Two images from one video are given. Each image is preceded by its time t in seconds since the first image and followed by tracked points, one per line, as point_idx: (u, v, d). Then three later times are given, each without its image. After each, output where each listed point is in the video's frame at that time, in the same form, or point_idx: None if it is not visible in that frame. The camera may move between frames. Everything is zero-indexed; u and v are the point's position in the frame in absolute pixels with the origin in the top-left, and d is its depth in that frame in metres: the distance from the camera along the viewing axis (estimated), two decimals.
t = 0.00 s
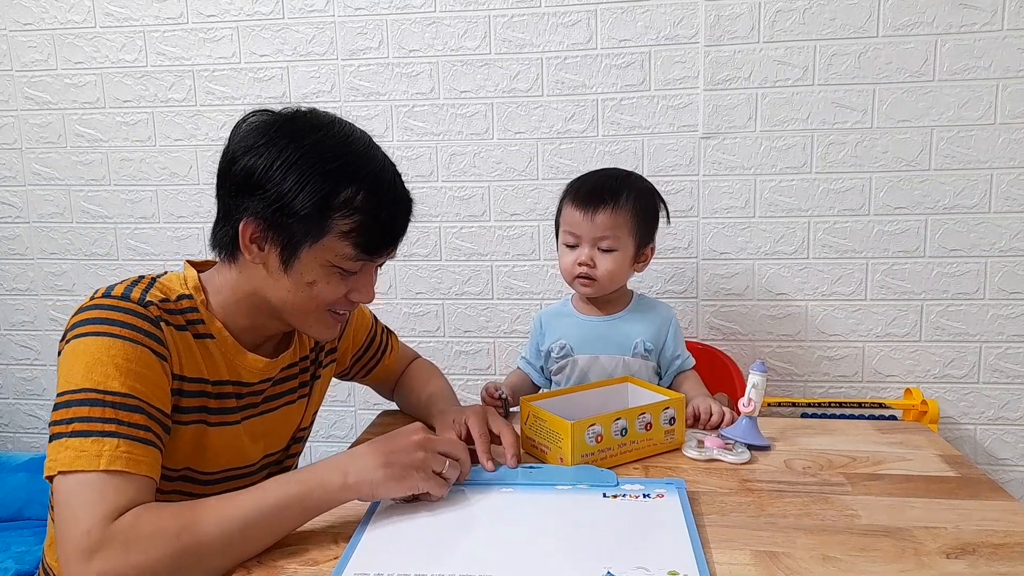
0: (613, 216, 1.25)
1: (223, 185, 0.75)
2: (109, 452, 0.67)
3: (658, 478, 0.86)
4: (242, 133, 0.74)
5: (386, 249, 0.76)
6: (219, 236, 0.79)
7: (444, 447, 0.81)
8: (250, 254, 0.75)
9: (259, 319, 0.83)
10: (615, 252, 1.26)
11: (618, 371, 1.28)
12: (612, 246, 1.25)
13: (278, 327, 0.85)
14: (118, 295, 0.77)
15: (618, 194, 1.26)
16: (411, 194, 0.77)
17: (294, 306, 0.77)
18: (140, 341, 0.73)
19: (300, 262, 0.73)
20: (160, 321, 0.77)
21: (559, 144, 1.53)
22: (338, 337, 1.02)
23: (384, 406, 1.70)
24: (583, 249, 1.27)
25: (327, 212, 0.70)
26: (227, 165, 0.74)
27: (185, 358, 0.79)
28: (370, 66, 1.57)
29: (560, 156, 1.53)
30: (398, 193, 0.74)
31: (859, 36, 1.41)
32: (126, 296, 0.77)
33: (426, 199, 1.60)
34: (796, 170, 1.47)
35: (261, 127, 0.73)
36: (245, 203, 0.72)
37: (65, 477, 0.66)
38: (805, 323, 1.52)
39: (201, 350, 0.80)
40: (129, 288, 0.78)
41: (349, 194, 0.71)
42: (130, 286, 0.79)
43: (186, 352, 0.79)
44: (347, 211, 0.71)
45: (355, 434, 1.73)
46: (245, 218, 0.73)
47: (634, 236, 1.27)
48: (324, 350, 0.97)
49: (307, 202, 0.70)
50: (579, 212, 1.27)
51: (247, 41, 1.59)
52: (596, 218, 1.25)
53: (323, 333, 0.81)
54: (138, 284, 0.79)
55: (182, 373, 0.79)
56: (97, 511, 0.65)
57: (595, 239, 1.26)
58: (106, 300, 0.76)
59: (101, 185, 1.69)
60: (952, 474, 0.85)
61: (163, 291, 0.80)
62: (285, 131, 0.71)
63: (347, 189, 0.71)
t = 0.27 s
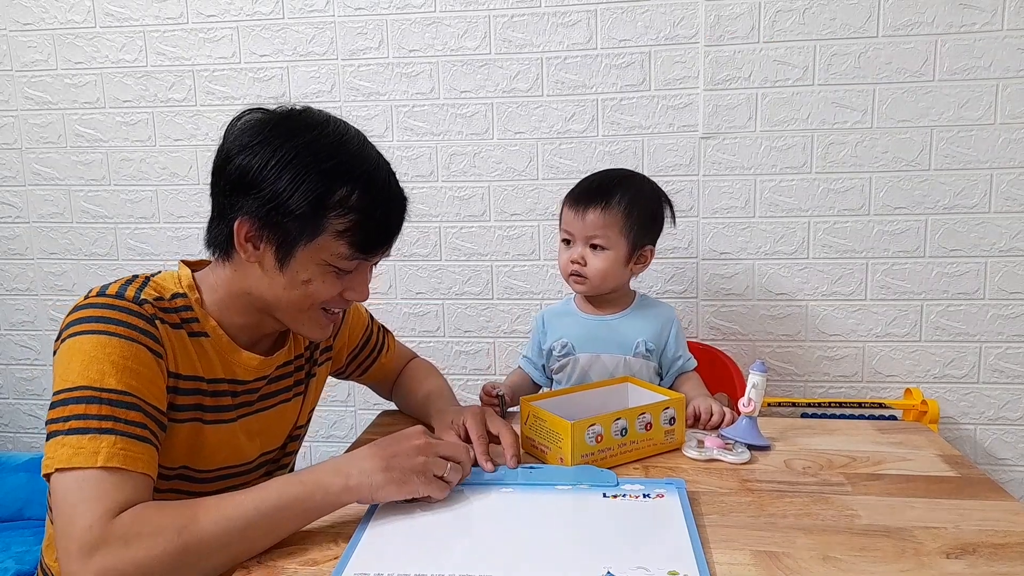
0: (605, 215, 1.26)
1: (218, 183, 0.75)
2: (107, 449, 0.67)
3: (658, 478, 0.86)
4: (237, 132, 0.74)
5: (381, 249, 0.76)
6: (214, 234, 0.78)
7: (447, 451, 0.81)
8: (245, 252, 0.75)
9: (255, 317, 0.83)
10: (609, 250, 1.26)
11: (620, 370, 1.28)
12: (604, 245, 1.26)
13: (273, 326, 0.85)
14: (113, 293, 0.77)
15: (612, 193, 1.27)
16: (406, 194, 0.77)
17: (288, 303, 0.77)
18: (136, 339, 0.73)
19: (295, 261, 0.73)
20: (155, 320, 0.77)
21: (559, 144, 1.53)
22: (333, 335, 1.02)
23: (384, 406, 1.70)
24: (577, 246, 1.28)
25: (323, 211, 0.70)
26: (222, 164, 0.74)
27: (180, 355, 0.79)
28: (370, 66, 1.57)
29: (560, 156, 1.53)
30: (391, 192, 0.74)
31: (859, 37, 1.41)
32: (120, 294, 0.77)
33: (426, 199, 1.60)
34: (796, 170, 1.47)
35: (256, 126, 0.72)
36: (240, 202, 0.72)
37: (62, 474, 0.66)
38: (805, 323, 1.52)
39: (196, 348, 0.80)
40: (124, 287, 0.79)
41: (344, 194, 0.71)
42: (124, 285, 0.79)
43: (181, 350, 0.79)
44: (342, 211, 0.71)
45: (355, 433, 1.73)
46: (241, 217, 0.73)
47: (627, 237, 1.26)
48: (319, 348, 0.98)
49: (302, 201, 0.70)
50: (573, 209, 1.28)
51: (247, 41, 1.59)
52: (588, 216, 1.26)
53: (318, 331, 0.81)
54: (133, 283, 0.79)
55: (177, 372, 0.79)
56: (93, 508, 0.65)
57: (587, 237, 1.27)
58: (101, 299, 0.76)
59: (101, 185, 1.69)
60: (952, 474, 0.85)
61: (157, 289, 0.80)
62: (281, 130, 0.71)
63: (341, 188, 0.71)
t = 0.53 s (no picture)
0: (604, 218, 1.26)
1: (221, 209, 0.72)
2: (96, 461, 0.67)
3: (658, 478, 0.86)
4: (226, 154, 0.71)
5: (386, 230, 0.80)
6: (215, 256, 0.77)
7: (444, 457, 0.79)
8: (272, 270, 0.75)
9: (257, 317, 0.84)
10: (609, 253, 1.26)
11: (622, 369, 1.28)
12: (603, 247, 1.26)
13: (274, 323, 0.86)
14: (101, 301, 0.76)
15: (611, 196, 1.27)
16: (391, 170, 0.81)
17: (314, 302, 0.80)
18: (125, 348, 0.73)
19: (327, 264, 0.75)
20: (144, 326, 0.76)
21: (559, 144, 1.53)
22: (326, 331, 1.02)
23: (384, 406, 1.70)
24: (577, 249, 1.28)
25: (348, 211, 0.73)
26: (220, 189, 0.71)
27: (170, 361, 0.78)
28: (370, 66, 1.57)
29: (560, 156, 1.53)
30: (390, 175, 0.77)
31: (859, 37, 1.41)
32: (108, 302, 0.76)
33: (426, 199, 1.60)
34: (796, 170, 1.47)
35: (250, 142, 0.71)
36: (261, 225, 0.72)
37: (52, 488, 0.66)
38: (805, 323, 1.52)
39: (187, 353, 0.80)
40: (112, 293, 0.78)
41: (360, 189, 0.74)
42: (112, 292, 0.78)
43: (171, 356, 0.78)
44: (362, 205, 0.74)
45: (355, 433, 1.73)
46: (265, 238, 0.73)
47: (627, 239, 1.26)
48: (312, 347, 0.97)
49: (330, 209, 0.72)
50: (573, 212, 1.29)
51: (247, 41, 1.59)
52: (587, 219, 1.26)
53: (332, 317, 0.84)
54: (121, 289, 0.79)
55: (168, 377, 0.78)
56: (84, 522, 0.65)
57: (587, 240, 1.27)
58: (90, 306, 0.75)
59: (101, 185, 1.69)
60: (952, 474, 0.85)
61: (145, 294, 0.79)
62: (285, 144, 0.70)
63: (358, 186, 0.73)
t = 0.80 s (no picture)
0: (604, 217, 1.26)
1: (208, 208, 0.72)
2: (56, 475, 0.66)
3: (658, 478, 0.86)
4: (208, 153, 0.71)
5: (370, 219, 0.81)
6: (202, 257, 0.76)
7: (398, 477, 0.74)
8: (264, 266, 0.75)
9: (244, 315, 0.83)
10: (608, 252, 1.26)
11: (622, 369, 1.28)
12: (603, 247, 1.26)
13: (263, 320, 0.86)
14: (78, 305, 0.75)
15: (611, 196, 1.27)
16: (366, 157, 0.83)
17: (307, 295, 0.80)
18: (97, 357, 0.71)
19: (319, 255, 0.76)
20: (120, 332, 0.75)
21: (559, 144, 1.53)
22: (316, 327, 1.02)
23: (384, 406, 1.70)
24: (577, 249, 1.28)
25: (337, 201, 0.74)
26: (205, 189, 0.71)
27: (151, 365, 0.78)
28: (370, 66, 1.57)
29: (560, 156, 1.53)
30: (371, 164, 0.79)
31: (859, 37, 1.41)
32: (85, 307, 0.75)
33: (427, 199, 1.60)
34: (796, 170, 1.47)
35: (234, 141, 0.71)
36: (250, 221, 0.72)
37: (14, 499, 0.66)
38: (805, 324, 1.52)
39: (172, 355, 0.79)
40: (91, 298, 0.77)
41: (346, 178, 0.75)
42: (91, 296, 0.77)
43: (152, 359, 0.77)
44: (349, 194, 0.75)
45: (355, 434, 1.73)
46: (255, 234, 0.73)
47: (627, 239, 1.26)
48: (301, 345, 0.98)
49: (320, 199, 0.73)
50: (572, 213, 1.29)
51: (247, 41, 1.59)
52: (586, 219, 1.26)
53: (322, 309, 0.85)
54: (101, 293, 0.78)
55: (149, 381, 0.78)
56: (38, 535, 0.65)
57: (586, 240, 1.27)
58: (66, 312, 0.74)
59: (102, 185, 1.69)
60: (952, 473, 0.85)
61: (127, 298, 0.79)
62: (270, 139, 0.71)
63: (345, 175, 0.75)
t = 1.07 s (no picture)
0: (604, 217, 1.26)
1: (193, 209, 0.72)
2: (22, 481, 0.65)
3: (658, 478, 0.86)
4: (193, 153, 0.71)
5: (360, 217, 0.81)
6: (190, 257, 0.76)
7: (310, 534, 0.62)
8: (251, 266, 0.75)
9: (234, 316, 0.83)
10: (608, 252, 1.26)
11: (621, 370, 1.28)
12: (603, 247, 1.26)
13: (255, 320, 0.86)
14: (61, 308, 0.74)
15: (612, 196, 1.27)
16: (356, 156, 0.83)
17: (297, 295, 0.80)
18: (74, 362, 0.70)
19: (307, 254, 0.76)
20: (101, 336, 0.74)
21: (559, 144, 1.53)
22: (311, 326, 1.02)
23: (384, 406, 1.71)
24: (577, 249, 1.28)
25: (324, 199, 0.74)
26: (190, 189, 0.71)
27: (137, 366, 0.77)
28: (370, 66, 1.57)
29: (560, 156, 1.54)
30: (359, 162, 0.79)
31: (859, 37, 1.41)
32: (69, 309, 0.74)
33: (426, 199, 1.60)
34: (796, 170, 1.47)
35: (218, 140, 0.71)
36: (236, 221, 0.72)
37: None
38: (805, 324, 1.52)
39: (161, 356, 0.79)
40: (77, 300, 0.76)
41: (333, 177, 0.75)
42: (78, 298, 0.76)
43: (138, 361, 0.77)
44: (336, 193, 0.75)
45: (355, 434, 1.73)
46: (241, 234, 0.73)
47: (627, 239, 1.26)
48: (296, 345, 0.98)
49: (306, 197, 0.73)
50: (573, 213, 1.29)
51: (247, 41, 1.59)
52: (587, 218, 1.26)
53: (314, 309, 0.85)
54: (89, 295, 0.77)
55: (135, 382, 0.77)
56: None
57: (587, 239, 1.27)
58: (48, 314, 0.73)
59: (102, 185, 1.69)
60: (951, 473, 0.85)
61: (116, 299, 0.78)
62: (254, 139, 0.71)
63: (332, 173, 0.75)
